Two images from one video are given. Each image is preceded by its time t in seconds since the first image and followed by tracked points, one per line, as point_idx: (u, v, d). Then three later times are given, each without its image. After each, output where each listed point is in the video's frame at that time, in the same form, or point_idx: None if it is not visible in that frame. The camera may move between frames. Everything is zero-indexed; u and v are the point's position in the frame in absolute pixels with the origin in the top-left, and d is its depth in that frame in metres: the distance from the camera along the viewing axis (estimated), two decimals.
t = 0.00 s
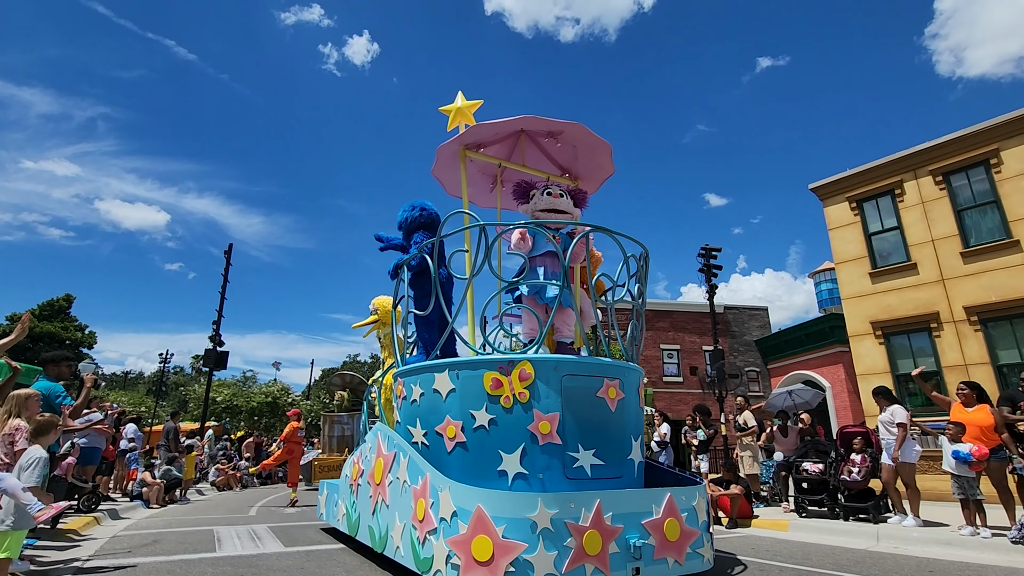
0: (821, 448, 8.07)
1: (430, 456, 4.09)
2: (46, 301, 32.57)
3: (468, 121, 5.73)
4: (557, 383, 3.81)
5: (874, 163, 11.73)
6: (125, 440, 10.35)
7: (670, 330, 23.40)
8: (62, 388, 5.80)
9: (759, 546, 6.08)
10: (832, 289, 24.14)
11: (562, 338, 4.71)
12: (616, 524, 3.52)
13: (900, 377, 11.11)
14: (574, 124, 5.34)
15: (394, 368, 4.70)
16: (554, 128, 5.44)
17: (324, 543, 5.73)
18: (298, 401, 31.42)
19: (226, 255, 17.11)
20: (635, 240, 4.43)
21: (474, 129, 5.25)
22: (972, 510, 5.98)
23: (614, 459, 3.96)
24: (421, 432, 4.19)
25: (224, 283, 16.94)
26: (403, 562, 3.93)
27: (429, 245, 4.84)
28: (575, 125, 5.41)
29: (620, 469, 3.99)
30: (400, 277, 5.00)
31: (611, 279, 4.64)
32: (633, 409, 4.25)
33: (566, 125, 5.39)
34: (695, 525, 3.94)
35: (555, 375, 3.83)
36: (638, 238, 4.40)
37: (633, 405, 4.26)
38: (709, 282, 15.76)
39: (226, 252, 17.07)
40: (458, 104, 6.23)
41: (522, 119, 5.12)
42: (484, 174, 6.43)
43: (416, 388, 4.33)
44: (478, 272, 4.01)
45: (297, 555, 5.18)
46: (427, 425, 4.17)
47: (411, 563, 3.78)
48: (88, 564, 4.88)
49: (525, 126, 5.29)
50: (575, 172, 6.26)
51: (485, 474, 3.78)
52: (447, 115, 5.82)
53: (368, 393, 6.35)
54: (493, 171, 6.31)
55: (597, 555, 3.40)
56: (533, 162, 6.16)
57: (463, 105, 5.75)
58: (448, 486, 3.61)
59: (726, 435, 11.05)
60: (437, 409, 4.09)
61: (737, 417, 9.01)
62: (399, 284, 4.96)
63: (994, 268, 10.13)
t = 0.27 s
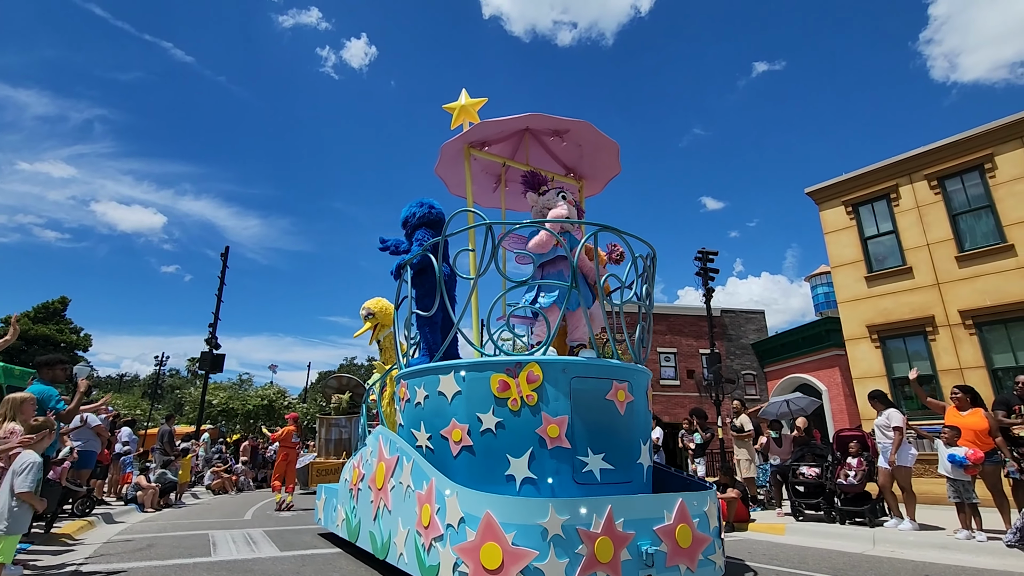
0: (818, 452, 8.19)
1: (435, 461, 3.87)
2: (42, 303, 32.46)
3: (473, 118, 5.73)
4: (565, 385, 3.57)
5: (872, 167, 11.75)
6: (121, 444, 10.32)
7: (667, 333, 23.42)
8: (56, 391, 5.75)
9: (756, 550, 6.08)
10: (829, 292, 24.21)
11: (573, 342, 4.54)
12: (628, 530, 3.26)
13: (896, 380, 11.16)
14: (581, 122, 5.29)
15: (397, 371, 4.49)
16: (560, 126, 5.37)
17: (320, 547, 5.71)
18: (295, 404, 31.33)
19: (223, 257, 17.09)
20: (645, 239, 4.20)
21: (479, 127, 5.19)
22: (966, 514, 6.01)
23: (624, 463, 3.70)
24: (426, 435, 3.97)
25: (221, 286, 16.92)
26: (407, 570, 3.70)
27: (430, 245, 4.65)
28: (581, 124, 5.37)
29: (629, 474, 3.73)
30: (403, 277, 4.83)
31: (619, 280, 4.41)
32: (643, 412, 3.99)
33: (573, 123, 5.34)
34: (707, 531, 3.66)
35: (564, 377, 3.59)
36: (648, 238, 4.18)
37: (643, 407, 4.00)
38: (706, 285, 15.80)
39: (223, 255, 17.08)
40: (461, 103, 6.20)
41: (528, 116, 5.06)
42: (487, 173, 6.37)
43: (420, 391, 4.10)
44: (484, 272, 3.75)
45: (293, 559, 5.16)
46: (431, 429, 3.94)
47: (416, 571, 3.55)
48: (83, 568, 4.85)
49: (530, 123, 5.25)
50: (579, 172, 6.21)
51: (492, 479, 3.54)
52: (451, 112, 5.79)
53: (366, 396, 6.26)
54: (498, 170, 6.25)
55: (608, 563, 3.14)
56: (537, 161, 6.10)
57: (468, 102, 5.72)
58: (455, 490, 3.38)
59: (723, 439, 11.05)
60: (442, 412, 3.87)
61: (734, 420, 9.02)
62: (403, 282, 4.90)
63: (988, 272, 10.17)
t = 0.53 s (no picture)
0: (813, 456, 8.09)
1: (439, 465, 3.76)
2: (36, 305, 32.29)
3: (476, 116, 5.64)
4: (573, 387, 3.46)
5: (868, 171, 11.80)
6: (114, 447, 10.25)
7: (663, 336, 23.46)
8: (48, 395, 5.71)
9: (752, 554, 6.08)
10: (825, 296, 24.30)
11: (578, 343, 4.54)
12: (640, 537, 3.14)
13: (891, 384, 11.17)
14: (588, 121, 5.22)
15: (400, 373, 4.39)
16: (565, 125, 5.32)
17: (315, 552, 5.71)
18: (290, 407, 31.23)
19: (218, 259, 17.02)
20: (652, 241, 4.08)
21: (484, 126, 5.07)
22: (961, 518, 6.02)
23: (633, 467, 3.59)
24: (429, 439, 3.87)
25: (216, 288, 16.86)
26: None
27: (433, 244, 4.57)
28: (588, 123, 5.30)
29: (639, 479, 3.61)
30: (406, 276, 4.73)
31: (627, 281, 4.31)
32: (650, 416, 3.88)
33: (579, 122, 5.28)
34: (718, 537, 3.51)
35: (572, 379, 3.47)
36: (656, 240, 4.05)
37: (651, 411, 3.89)
38: (702, 288, 15.85)
39: (219, 257, 17.03)
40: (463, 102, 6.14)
41: (534, 114, 4.98)
42: (490, 173, 6.27)
43: (424, 393, 3.99)
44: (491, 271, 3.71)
45: (288, 564, 5.14)
46: (435, 433, 3.83)
47: None
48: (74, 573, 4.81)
49: (536, 121, 5.17)
50: (583, 172, 6.15)
51: (499, 484, 3.43)
52: (454, 110, 5.70)
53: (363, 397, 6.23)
54: (501, 169, 6.21)
55: (621, 571, 3.02)
56: (541, 161, 6.02)
57: (471, 100, 5.65)
58: (462, 496, 3.28)
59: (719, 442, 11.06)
60: (447, 415, 3.76)
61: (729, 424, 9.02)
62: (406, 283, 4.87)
63: (982, 276, 10.23)
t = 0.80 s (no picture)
0: (807, 459, 8.07)
1: (443, 470, 3.61)
2: (28, 307, 32.06)
3: (479, 113, 5.61)
4: (582, 390, 3.32)
5: (862, 176, 11.87)
6: (106, 451, 10.16)
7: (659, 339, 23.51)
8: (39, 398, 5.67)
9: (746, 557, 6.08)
10: (819, 300, 24.42)
11: (584, 346, 4.22)
12: (651, 543, 2.98)
13: (884, 387, 11.22)
14: (592, 119, 5.16)
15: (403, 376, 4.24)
16: (569, 124, 5.27)
17: (308, 556, 5.69)
18: (284, 410, 31.11)
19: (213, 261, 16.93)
20: (658, 240, 3.99)
21: (487, 123, 5.02)
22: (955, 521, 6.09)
23: (643, 471, 3.45)
24: (433, 442, 3.72)
25: (211, 291, 16.80)
26: None
27: (438, 242, 4.43)
28: (592, 121, 5.24)
29: (648, 483, 3.47)
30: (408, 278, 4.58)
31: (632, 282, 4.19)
32: (659, 419, 3.75)
33: (584, 120, 5.21)
34: (729, 544, 3.35)
35: (580, 380, 3.33)
36: (663, 239, 3.96)
37: (659, 413, 3.76)
38: (697, 292, 15.89)
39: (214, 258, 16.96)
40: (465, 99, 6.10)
41: (538, 112, 4.92)
42: (492, 172, 6.21)
43: (427, 396, 3.85)
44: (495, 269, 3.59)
45: (281, 568, 5.12)
46: (439, 436, 3.68)
47: None
48: None
49: (540, 119, 5.11)
50: (586, 170, 6.09)
51: (505, 489, 3.28)
52: (456, 108, 5.69)
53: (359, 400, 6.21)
54: (503, 167, 6.15)
55: None
56: (544, 159, 5.96)
57: (473, 98, 5.61)
58: (468, 502, 3.09)
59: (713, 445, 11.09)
60: (451, 418, 3.61)
61: (723, 428, 9.05)
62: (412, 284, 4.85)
63: (974, 281, 10.30)
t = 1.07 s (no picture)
0: (800, 463, 8.21)
1: (447, 474, 3.58)
2: (17, 308, 31.74)
3: (482, 110, 5.63)
4: (590, 392, 3.29)
5: (854, 181, 11.95)
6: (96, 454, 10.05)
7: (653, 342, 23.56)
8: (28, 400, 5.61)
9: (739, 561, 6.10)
10: (812, 304, 24.55)
11: (588, 348, 4.21)
12: (663, 550, 2.94)
13: (876, 391, 11.29)
14: (599, 117, 5.17)
15: (405, 379, 4.20)
16: (574, 121, 5.26)
17: (301, 560, 5.67)
18: (277, 412, 30.92)
19: (207, 262, 16.85)
20: (667, 243, 3.83)
21: (492, 121, 5.00)
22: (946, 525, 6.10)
23: (651, 476, 3.44)
24: (436, 446, 3.69)
25: (204, 292, 16.69)
26: None
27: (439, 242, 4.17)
28: (598, 119, 5.25)
29: (656, 488, 3.45)
30: (407, 278, 4.32)
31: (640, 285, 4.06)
32: (666, 422, 3.73)
33: (590, 118, 5.22)
34: (740, 550, 3.32)
35: (588, 383, 3.30)
36: (672, 243, 3.81)
37: (666, 416, 3.74)
38: (691, 295, 15.95)
39: (207, 260, 16.87)
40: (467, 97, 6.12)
41: (544, 109, 4.92)
42: (495, 170, 6.20)
43: (430, 398, 3.82)
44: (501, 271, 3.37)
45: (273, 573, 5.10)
46: (443, 440, 3.65)
47: None
48: None
49: (545, 117, 5.11)
50: (589, 170, 6.12)
51: (511, 493, 3.25)
52: (459, 105, 5.70)
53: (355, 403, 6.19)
54: (506, 166, 6.14)
55: None
56: (547, 158, 5.96)
57: (477, 95, 5.62)
58: (475, 508, 3.06)
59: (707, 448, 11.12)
60: (455, 421, 3.58)
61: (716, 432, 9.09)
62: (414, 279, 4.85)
63: (966, 285, 10.37)
